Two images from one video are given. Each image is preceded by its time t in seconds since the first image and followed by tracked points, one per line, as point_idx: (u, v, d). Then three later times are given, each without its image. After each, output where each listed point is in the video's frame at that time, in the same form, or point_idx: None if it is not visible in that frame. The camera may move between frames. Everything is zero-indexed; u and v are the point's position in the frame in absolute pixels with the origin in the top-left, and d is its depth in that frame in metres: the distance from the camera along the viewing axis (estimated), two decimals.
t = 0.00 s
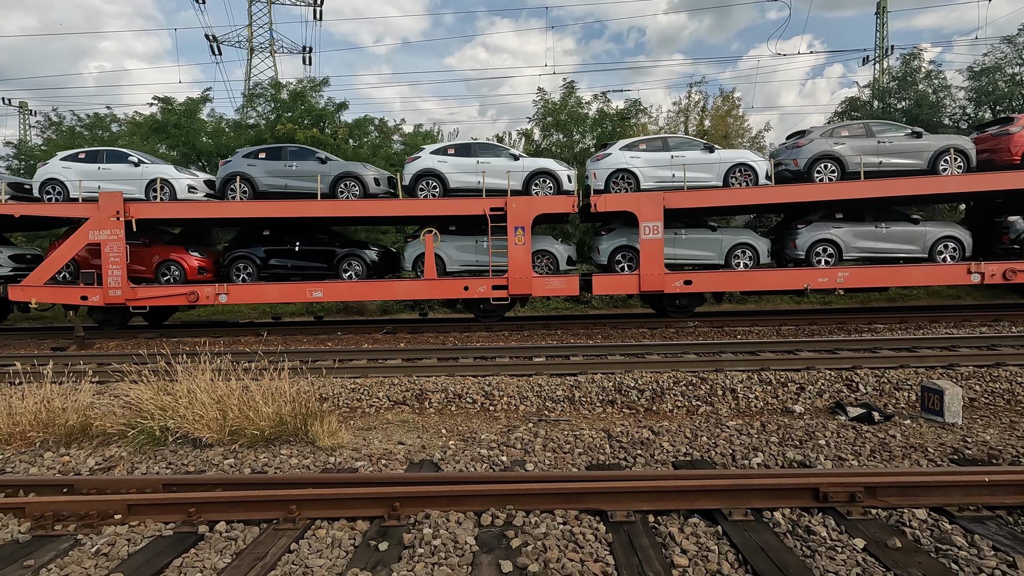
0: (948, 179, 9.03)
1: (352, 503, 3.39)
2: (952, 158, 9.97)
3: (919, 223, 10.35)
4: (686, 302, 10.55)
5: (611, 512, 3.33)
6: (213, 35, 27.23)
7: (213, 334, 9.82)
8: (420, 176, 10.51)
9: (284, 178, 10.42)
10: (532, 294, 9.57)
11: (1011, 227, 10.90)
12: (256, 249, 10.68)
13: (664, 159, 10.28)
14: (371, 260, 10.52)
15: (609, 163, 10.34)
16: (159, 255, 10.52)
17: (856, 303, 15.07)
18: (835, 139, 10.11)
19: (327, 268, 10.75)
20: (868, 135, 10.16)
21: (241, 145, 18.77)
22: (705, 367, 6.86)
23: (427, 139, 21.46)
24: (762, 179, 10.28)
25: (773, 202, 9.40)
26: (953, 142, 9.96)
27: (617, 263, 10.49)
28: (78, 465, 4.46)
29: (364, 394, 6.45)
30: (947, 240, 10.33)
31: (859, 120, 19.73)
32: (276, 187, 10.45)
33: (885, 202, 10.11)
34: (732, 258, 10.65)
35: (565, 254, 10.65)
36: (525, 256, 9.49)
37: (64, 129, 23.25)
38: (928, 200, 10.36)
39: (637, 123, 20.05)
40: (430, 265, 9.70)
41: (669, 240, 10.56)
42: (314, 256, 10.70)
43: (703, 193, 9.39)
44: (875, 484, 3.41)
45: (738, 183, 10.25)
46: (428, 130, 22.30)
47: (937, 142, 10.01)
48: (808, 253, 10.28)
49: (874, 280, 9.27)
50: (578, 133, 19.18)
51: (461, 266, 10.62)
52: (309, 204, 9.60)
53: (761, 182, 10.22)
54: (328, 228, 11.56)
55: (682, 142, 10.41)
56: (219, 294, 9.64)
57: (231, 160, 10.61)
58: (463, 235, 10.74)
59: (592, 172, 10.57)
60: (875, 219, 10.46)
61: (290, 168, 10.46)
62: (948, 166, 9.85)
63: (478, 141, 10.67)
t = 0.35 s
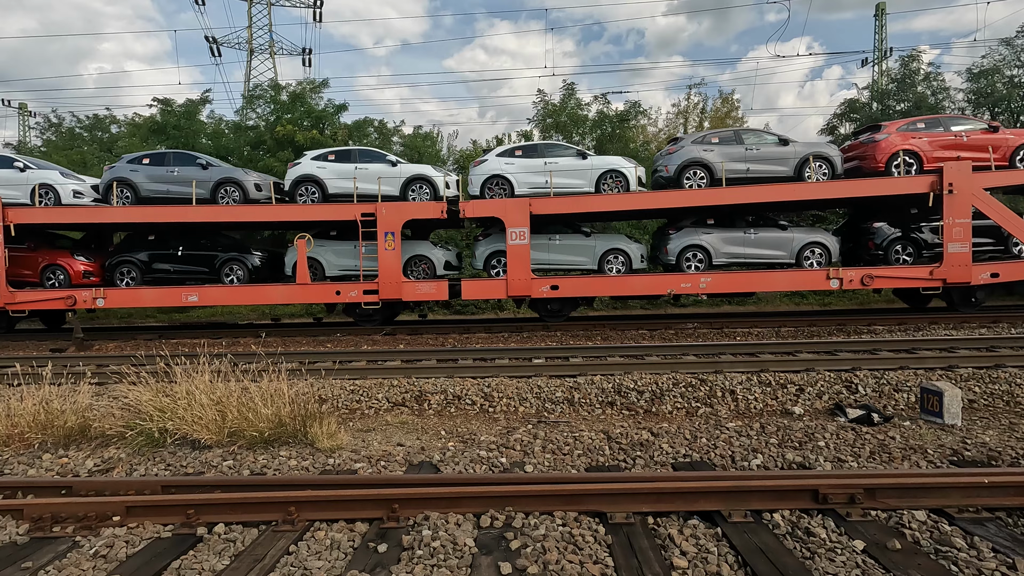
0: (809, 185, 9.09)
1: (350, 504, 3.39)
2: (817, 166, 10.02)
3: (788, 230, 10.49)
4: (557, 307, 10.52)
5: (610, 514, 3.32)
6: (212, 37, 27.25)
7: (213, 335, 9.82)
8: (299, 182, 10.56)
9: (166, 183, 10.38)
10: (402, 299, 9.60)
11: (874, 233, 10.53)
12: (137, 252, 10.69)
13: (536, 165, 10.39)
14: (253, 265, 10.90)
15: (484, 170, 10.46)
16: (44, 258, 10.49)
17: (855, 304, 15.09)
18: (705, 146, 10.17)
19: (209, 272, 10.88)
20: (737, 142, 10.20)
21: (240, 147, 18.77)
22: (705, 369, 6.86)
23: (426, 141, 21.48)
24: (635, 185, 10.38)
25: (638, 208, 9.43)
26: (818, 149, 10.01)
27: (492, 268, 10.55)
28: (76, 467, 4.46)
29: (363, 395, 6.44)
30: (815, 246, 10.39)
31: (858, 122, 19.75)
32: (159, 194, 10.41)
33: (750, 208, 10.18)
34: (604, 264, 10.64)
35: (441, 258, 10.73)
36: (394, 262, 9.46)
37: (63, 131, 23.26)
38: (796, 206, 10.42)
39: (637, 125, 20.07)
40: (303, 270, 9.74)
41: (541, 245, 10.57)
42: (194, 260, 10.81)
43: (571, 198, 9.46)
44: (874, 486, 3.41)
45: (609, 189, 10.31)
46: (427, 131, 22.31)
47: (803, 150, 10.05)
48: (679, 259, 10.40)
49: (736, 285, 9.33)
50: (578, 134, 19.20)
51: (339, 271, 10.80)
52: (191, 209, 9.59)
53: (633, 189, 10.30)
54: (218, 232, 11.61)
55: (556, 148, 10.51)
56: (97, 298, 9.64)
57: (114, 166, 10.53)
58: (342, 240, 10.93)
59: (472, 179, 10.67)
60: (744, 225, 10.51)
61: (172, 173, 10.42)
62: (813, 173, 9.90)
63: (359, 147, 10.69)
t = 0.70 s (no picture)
0: (673, 193, 9.23)
1: (350, 505, 3.39)
2: (686, 172, 10.11)
3: (658, 235, 10.50)
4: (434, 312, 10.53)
5: (610, 515, 3.32)
6: (213, 39, 27.26)
7: (213, 337, 9.82)
8: (181, 187, 10.57)
9: (50, 188, 10.41)
10: (277, 303, 9.73)
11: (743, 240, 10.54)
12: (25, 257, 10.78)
13: (413, 171, 10.42)
14: (140, 269, 10.87)
15: (362, 175, 10.53)
16: None
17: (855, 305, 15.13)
18: (579, 153, 10.32)
19: (94, 278, 10.86)
20: (608, 148, 10.31)
21: (240, 148, 18.78)
22: (705, 370, 6.87)
23: (426, 142, 21.50)
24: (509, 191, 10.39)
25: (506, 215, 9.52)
26: (686, 155, 10.11)
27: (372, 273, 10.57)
28: (75, 468, 4.45)
29: (363, 396, 6.44)
30: (684, 252, 10.49)
31: (858, 124, 19.77)
32: (44, 199, 10.43)
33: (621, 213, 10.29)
34: (480, 268, 10.66)
35: (322, 263, 10.73)
36: (268, 266, 9.60)
37: (63, 131, 23.28)
38: (666, 211, 10.52)
39: (636, 126, 20.10)
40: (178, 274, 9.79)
41: (418, 250, 10.65)
42: (80, 265, 10.82)
43: (439, 204, 9.55)
44: (874, 487, 3.42)
45: (483, 195, 10.38)
46: (427, 133, 22.33)
47: (671, 157, 10.16)
48: (553, 264, 10.48)
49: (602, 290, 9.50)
50: (578, 136, 19.21)
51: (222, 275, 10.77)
52: (69, 214, 9.61)
53: (507, 194, 10.37)
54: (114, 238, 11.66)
55: (432, 154, 10.55)
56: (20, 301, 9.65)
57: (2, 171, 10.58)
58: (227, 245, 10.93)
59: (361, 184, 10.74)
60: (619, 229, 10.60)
61: (57, 178, 10.44)
62: (678, 179, 10.02)
63: (244, 154, 10.77)
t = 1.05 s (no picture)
0: (538, 198, 9.35)
1: (351, 507, 3.39)
2: (558, 177, 10.33)
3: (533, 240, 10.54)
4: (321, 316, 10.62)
5: (610, 516, 3.32)
6: (214, 40, 27.29)
7: (213, 337, 9.83)
8: (66, 192, 10.51)
9: None
10: (154, 306, 9.85)
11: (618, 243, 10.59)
12: None
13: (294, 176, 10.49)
14: (26, 273, 10.74)
15: (66, 182, 10.55)
16: None
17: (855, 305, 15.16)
18: (457, 158, 10.45)
19: None
20: (483, 154, 10.46)
21: (240, 148, 18.77)
22: (705, 370, 6.86)
23: (426, 142, 21.51)
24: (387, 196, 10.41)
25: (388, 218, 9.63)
26: (558, 161, 10.31)
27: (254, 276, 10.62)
28: (75, 469, 4.46)
29: (363, 397, 6.45)
30: (557, 256, 10.47)
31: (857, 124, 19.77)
32: None
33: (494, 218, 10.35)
34: (359, 272, 10.70)
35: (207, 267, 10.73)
36: (145, 270, 9.72)
37: (63, 132, 23.30)
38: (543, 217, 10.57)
39: (636, 127, 20.10)
40: (58, 276, 9.76)
41: (300, 254, 10.64)
42: None
43: (314, 209, 9.61)
44: (873, 487, 3.42)
45: (362, 200, 10.46)
46: (427, 133, 22.32)
47: (544, 163, 10.33)
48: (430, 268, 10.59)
49: (470, 293, 9.56)
50: (578, 136, 19.23)
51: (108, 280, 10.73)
52: None
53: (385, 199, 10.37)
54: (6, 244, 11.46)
55: (314, 159, 10.61)
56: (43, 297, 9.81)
57: None
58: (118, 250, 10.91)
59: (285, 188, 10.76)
60: (495, 234, 10.65)
61: None
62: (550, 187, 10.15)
63: (131, 158, 10.71)
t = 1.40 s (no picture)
0: (414, 204, 9.39)
1: (352, 508, 3.39)
2: (434, 183, 10.21)
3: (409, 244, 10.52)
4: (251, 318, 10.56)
5: (610, 517, 3.32)
6: (215, 41, 27.33)
7: (213, 338, 9.82)
8: None
9: None
10: (34, 310, 9.97)
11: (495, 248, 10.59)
12: None
13: (177, 181, 10.36)
14: None
15: None
16: None
17: (855, 306, 15.16)
18: (335, 163, 10.30)
19: None
20: (364, 159, 10.33)
21: (240, 149, 18.79)
22: (705, 371, 6.86)
23: (427, 143, 21.54)
24: (268, 201, 10.30)
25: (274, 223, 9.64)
26: (434, 167, 10.15)
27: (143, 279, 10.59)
28: (76, 470, 4.45)
29: (363, 398, 6.45)
30: (435, 260, 10.44)
31: (858, 125, 19.77)
32: None
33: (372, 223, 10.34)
34: (242, 276, 10.56)
35: (94, 271, 10.60)
36: (22, 275, 9.88)
37: (64, 134, 23.32)
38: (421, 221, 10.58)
39: (636, 128, 20.11)
40: None
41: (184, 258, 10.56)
42: None
43: (195, 215, 9.61)
44: (874, 489, 3.41)
45: (244, 206, 10.36)
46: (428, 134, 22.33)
47: (419, 169, 10.18)
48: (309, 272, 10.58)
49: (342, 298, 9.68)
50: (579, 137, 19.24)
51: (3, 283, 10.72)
52: None
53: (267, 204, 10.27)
54: None
55: (198, 164, 10.48)
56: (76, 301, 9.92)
57: None
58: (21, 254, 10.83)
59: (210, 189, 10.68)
60: (376, 238, 10.64)
61: None
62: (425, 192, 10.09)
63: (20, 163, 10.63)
